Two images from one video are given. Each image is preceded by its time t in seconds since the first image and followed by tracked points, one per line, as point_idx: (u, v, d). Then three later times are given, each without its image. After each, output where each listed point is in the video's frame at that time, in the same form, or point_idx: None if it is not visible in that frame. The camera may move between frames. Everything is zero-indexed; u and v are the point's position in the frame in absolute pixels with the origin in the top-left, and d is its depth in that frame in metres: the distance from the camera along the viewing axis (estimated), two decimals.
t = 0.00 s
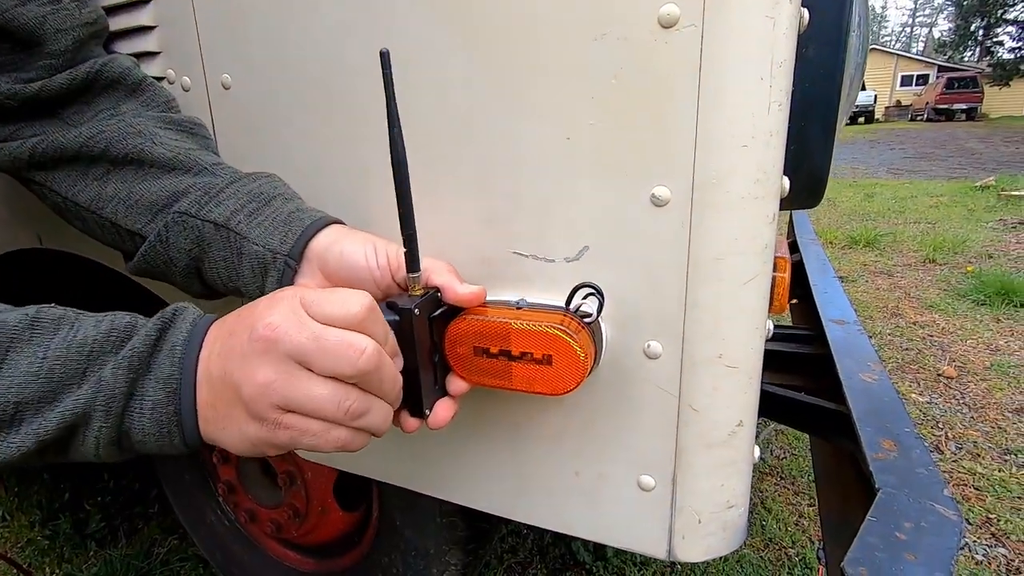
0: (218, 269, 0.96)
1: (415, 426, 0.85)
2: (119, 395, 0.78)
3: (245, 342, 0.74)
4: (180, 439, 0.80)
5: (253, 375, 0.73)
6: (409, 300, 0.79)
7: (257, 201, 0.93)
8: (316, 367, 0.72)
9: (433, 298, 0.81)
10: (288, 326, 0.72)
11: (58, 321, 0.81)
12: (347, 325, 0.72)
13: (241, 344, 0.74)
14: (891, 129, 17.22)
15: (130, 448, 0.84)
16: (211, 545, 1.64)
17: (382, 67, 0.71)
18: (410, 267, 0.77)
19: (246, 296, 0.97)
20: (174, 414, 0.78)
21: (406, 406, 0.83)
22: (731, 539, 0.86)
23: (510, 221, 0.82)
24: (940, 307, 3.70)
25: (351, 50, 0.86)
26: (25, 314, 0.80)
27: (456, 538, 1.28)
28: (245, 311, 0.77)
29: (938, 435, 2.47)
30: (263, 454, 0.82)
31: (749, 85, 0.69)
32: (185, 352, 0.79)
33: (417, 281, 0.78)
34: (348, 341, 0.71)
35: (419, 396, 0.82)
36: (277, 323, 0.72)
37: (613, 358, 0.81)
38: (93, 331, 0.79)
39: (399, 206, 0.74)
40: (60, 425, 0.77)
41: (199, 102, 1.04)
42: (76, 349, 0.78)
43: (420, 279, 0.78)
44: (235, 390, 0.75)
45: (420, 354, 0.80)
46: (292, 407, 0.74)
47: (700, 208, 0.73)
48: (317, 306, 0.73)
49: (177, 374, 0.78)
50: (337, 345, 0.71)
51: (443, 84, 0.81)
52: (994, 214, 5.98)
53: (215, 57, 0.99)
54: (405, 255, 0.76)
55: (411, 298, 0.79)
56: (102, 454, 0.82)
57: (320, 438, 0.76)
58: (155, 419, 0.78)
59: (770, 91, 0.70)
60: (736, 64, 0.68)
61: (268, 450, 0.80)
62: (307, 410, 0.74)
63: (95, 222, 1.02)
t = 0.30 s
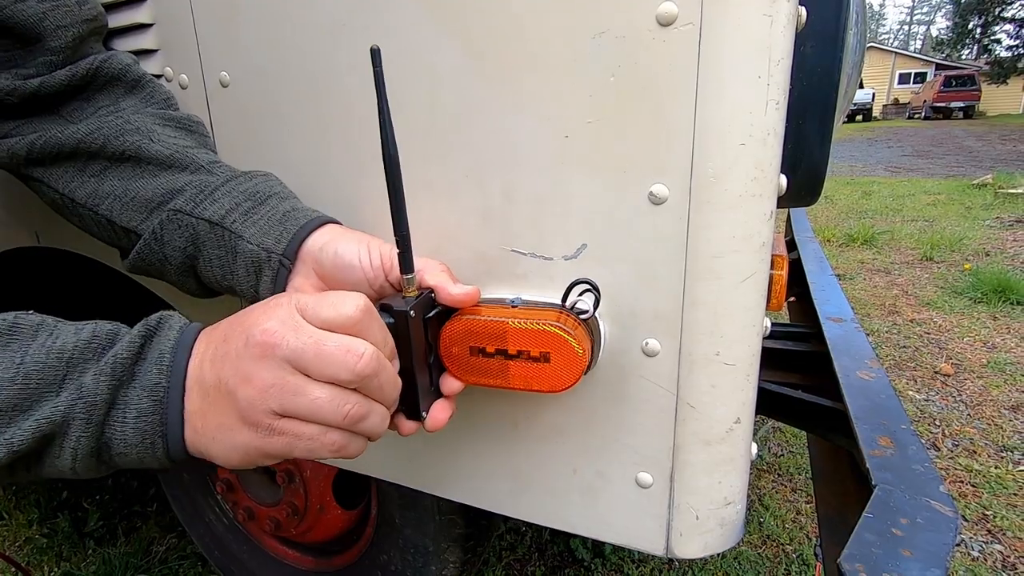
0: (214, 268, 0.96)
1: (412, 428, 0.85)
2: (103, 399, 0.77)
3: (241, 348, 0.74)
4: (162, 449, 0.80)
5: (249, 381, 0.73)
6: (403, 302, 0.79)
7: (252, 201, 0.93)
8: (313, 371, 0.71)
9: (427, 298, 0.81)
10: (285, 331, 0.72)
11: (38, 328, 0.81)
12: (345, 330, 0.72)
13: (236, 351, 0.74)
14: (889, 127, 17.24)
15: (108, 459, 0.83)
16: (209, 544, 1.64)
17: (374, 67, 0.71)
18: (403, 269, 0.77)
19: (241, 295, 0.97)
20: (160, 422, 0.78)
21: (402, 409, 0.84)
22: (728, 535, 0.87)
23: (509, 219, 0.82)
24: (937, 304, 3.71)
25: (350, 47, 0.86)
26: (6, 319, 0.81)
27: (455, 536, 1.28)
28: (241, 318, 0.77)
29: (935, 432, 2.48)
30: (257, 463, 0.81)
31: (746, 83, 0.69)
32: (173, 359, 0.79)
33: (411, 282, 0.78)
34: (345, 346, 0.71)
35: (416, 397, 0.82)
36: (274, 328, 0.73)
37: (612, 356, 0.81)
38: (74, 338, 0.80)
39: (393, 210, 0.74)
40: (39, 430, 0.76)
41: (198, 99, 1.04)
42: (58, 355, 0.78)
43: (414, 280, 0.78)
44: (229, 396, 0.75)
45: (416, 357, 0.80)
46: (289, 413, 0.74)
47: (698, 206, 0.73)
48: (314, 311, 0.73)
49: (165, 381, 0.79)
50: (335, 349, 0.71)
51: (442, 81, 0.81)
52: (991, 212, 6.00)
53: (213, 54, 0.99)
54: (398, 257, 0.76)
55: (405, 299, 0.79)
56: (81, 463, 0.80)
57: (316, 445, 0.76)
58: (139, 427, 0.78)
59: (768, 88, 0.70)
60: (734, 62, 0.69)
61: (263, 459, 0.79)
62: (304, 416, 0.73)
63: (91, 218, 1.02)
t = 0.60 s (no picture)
0: (191, 269, 0.97)
1: (382, 434, 0.82)
2: (11, 390, 0.68)
3: (188, 344, 0.67)
4: (76, 450, 0.70)
5: (187, 381, 0.66)
6: (368, 303, 0.76)
7: (228, 201, 0.94)
8: (268, 388, 0.66)
9: (392, 297, 0.79)
10: (249, 338, 0.66)
11: None
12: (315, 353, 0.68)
13: (180, 347, 0.67)
14: (888, 127, 17.27)
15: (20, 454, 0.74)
16: (207, 542, 1.65)
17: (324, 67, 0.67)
18: (367, 268, 0.74)
19: (217, 296, 0.97)
20: (75, 417, 0.69)
21: (372, 415, 0.81)
22: (720, 533, 0.87)
23: (503, 219, 0.82)
24: (933, 304, 3.72)
25: (345, 49, 0.86)
26: None
27: (451, 534, 1.29)
28: (196, 310, 0.70)
29: (931, 431, 2.49)
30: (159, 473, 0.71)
31: (737, 85, 0.70)
32: (104, 348, 0.70)
33: (375, 282, 0.76)
34: (313, 370, 0.67)
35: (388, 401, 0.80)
36: (236, 331, 0.66)
37: (604, 355, 0.82)
38: None
39: (353, 210, 0.71)
40: None
41: (193, 100, 1.05)
42: None
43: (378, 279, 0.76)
44: (158, 393, 0.67)
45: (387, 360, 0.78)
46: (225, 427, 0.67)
47: (689, 207, 0.74)
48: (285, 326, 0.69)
49: (89, 372, 0.69)
50: (300, 371, 0.66)
51: (436, 82, 0.82)
52: (989, 212, 6.02)
53: (209, 55, 0.99)
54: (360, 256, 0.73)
55: (370, 300, 0.76)
56: None
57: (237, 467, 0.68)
58: (49, 420, 0.69)
59: (758, 91, 0.71)
60: (724, 65, 0.69)
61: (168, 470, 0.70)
62: (239, 433, 0.67)
63: (75, 218, 1.02)
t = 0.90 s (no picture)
0: (178, 269, 0.97)
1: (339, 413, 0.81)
2: None
3: (161, 320, 0.67)
4: (59, 458, 0.70)
5: (165, 357, 0.65)
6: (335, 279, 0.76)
7: (209, 198, 0.95)
8: (253, 350, 0.67)
9: (360, 277, 0.79)
10: (225, 303, 0.67)
11: None
12: (293, 312, 0.70)
13: (153, 326, 0.67)
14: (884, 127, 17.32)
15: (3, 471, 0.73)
16: (205, 541, 1.65)
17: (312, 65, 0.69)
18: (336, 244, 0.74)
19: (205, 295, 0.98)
20: (55, 422, 0.69)
21: (332, 395, 0.80)
22: (707, 528, 0.89)
23: (492, 217, 0.83)
24: (928, 303, 3.74)
25: (336, 50, 0.87)
26: None
27: (445, 533, 1.30)
28: (161, 292, 0.70)
29: (925, 429, 2.51)
30: (151, 462, 0.70)
31: (720, 85, 0.71)
32: (71, 350, 0.71)
33: (343, 259, 0.76)
34: (295, 327, 0.69)
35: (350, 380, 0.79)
36: (209, 299, 0.67)
37: (592, 353, 0.83)
38: None
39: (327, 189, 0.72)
40: None
41: (186, 101, 1.06)
42: None
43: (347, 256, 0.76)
44: (135, 376, 0.66)
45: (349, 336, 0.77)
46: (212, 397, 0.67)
47: (673, 206, 0.75)
48: (257, 292, 0.71)
49: (61, 372, 0.70)
50: (282, 328, 0.68)
51: (426, 83, 0.83)
52: (985, 212, 6.04)
53: (202, 56, 1.00)
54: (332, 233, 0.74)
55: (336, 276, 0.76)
56: None
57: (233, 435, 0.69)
58: (28, 427, 0.69)
59: (741, 91, 0.72)
60: (708, 66, 0.71)
61: (165, 454, 0.70)
62: (230, 401, 0.68)
63: (65, 221, 1.03)
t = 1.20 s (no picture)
0: (184, 268, 0.99)
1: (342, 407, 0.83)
2: None
3: (160, 328, 0.67)
4: (71, 470, 0.72)
5: (168, 365, 0.66)
6: (330, 275, 0.77)
7: (211, 198, 0.97)
8: (256, 352, 0.68)
9: (355, 272, 0.80)
10: (223, 307, 0.68)
11: None
12: (292, 312, 0.71)
13: (154, 334, 0.68)
14: (882, 129, 17.37)
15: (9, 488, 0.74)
16: (205, 544, 1.66)
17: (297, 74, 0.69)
18: (330, 240, 0.75)
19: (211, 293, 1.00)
20: (65, 435, 0.71)
21: (334, 389, 0.82)
22: (703, 527, 0.90)
23: (491, 222, 0.85)
24: (925, 305, 3.76)
25: (337, 59, 0.89)
26: None
27: (445, 534, 1.31)
28: (158, 300, 0.71)
29: (922, 431, 2.52)
30: (165, 467, 0.72)
31: (713, 94, 0.73)
32: (74, 362, 0.72)
33: (338, 254, 0.77)
34: (296, 326, 0.70)
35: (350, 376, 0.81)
36: (206, 304, 0.67)
37: (589, 355, 0.84)
38: None
39: (318, 188, 0.74)
40: None
41: (190, 108, 1.07)
42: None
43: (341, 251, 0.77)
44: (141, 385, 0.67)
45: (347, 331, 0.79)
46: (218, 401, 0.68)
47: (668, 212, 0.77)
48: (254, 293, 0.71)
49: (67, 383, 0.71)
50: (283, 328, 0.69)
51: (425, 92, 0.85)
52: (982, 213, 6.07)
53: (204, 64, 1.02)
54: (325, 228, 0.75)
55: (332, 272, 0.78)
56: None
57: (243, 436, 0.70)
58: (38, 441, 0.70)
59: (734, 99, 0.74)
60: (702, 75, 0.72)
61: (178, 459, 0.71)
62: (237, 403, 0.69)
63: (71, 228, 1.05)
